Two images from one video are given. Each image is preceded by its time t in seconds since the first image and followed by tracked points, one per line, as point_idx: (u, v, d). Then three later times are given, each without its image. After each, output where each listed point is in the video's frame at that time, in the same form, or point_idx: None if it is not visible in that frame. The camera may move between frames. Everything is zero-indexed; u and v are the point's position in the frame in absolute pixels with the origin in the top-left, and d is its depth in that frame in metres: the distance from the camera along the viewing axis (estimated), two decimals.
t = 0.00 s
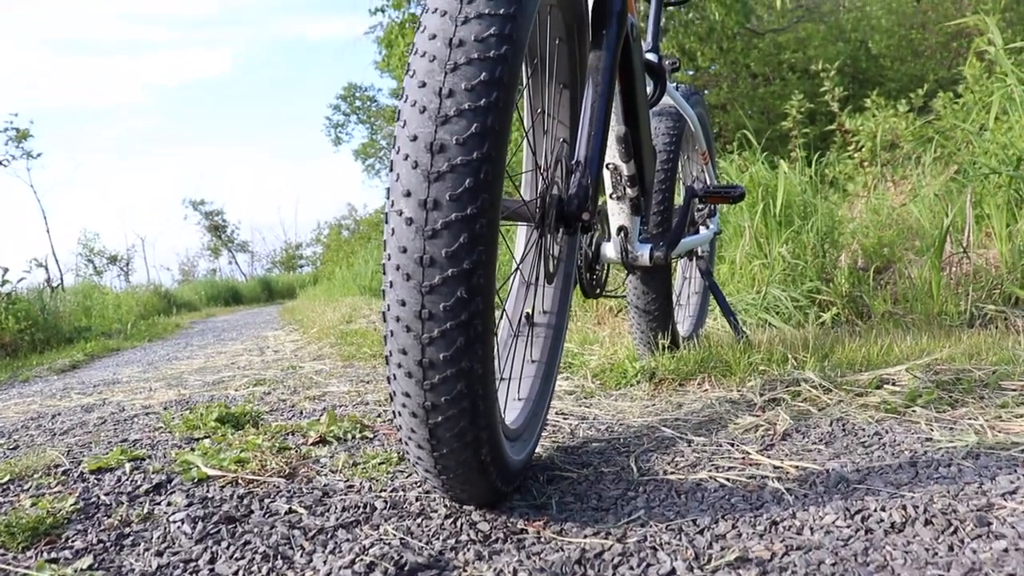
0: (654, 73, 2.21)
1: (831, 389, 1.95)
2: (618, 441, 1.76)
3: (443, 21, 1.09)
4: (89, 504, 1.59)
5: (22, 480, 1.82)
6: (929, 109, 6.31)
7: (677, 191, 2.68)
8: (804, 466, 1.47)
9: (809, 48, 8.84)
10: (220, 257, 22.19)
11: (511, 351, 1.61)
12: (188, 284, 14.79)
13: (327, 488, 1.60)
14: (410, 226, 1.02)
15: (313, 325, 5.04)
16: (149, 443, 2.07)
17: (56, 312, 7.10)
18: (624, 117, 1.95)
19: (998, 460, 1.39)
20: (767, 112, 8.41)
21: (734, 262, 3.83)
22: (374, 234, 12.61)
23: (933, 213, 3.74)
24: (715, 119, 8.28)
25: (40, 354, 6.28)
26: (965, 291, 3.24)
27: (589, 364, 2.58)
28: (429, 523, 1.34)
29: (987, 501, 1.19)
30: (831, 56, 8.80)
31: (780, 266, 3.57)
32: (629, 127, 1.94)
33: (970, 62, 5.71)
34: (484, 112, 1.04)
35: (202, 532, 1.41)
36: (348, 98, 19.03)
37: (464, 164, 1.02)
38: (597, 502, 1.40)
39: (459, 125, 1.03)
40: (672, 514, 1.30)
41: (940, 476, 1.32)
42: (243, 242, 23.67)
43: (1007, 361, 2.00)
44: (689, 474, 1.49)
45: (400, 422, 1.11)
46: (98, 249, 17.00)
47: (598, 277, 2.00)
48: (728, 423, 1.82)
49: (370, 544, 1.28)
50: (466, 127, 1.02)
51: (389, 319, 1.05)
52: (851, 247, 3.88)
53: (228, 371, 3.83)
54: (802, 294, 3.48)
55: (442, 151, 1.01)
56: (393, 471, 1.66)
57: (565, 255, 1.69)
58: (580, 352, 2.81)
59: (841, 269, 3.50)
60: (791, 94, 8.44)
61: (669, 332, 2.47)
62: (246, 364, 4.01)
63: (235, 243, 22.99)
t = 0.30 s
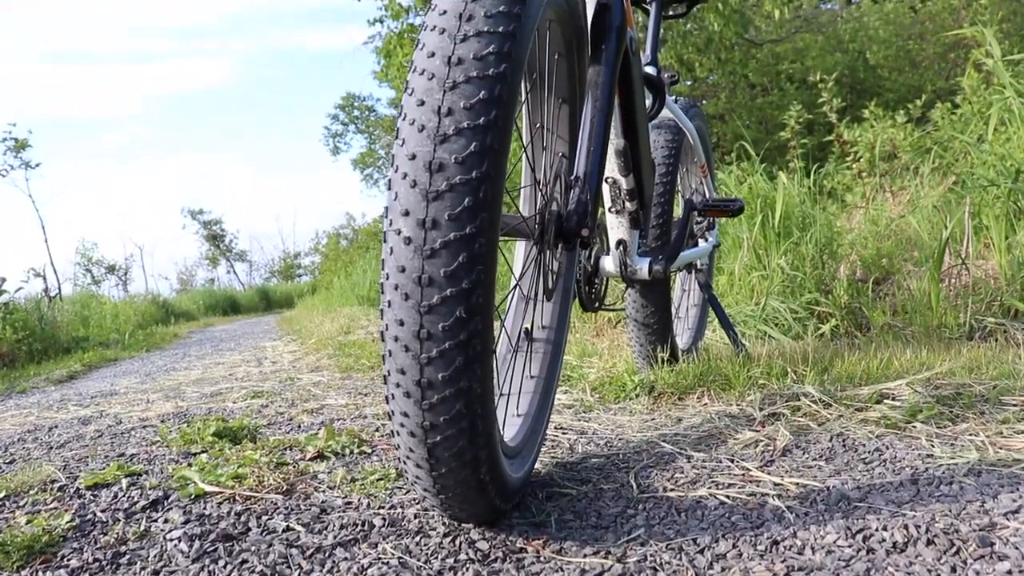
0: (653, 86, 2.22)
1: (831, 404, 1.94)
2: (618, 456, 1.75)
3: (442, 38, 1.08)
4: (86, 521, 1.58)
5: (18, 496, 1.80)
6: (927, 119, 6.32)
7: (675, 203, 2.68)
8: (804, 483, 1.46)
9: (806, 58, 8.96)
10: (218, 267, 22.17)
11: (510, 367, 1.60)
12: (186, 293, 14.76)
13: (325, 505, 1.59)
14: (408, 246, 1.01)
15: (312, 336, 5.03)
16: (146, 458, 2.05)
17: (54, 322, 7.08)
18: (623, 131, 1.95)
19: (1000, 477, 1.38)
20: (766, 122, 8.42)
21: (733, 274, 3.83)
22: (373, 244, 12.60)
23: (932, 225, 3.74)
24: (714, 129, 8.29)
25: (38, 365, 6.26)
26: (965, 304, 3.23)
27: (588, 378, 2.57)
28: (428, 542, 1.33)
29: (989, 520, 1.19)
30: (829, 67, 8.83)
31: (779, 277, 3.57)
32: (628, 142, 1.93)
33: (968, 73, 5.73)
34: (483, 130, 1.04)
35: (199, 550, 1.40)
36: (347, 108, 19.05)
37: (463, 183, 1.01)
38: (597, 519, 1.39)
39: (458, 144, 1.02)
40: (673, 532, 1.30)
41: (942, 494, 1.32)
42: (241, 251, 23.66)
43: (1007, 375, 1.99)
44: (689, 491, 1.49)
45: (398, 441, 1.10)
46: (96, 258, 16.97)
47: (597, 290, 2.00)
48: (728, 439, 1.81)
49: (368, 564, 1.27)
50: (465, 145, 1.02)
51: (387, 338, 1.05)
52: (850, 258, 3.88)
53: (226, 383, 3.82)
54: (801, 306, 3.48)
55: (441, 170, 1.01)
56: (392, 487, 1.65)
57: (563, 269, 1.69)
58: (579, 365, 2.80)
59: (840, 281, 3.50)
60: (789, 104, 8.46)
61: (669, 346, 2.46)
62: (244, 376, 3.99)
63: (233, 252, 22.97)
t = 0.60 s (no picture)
0: (653, 95, 2.22)
1: (831, 413, 1.94)
2: (618, 467, 1.75)
3: (443, 52, 1.07)
4: (85, 533, 1.57)
5: (17, 506, 1.80)
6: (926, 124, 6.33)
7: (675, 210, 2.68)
8: (806, 494, 1.46)
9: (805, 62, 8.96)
10: (217, 270, 22.15)
11: (511, 377, 1.60)
12: (185, 297, 14.75)
13: (326, 516, 1.58)
14: (410, 261, 1.00)
15: (311, 341, 5.02)
16: (145, 467, 2.05)
17: (53, 326, 7.07)
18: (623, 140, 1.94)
19: (1002, 490, 1.38)
20: (764, 126, 8.42)
21: (732, 279, 3.83)
22: (372, 248, 12.59)
23: (932, 231, 3.74)
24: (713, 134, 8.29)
25: (36, 370, 6.25)
26: (966, 310, 3.23)
27: (587, 386, 2.57)
28: (429, 554, 1.33)
29: (993, 535, 1.18)
30: (827, 71, 8.84)
31: (779, 283, 3.56)
32: (628, 151, 1.93)
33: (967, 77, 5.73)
34: (484, 145, 1.03)
35: (199, 563, 1.40)
36: (346, 112, 19.05)
37: (465, 199, 1.00)
38: (598, 532, 1.38)
39: (460, 159, 1.01)
40: (674, 545, 1.29)
41: (945, 507, 1.32)
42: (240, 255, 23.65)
43: (1008, 384, 1.99)
44: (690, 502, 1.48)
45: (399, 456, 1.09)
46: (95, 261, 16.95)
47: (597, 299, 1.99)
48: (729, 449, 1.81)
49: None
50: (466, 160, 1.01)
51: (388, 353, 1.04)
52: (849, 263, 3.88)
53: (225, 389, 3.81)
54: (801, 311, 3.48)
55: (442, 185, 1.00)
56: (392, 498, 1.65)
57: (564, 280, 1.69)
58: (578, 372, 2.80)
59: (840, 287, 3.51)
60: (788, 108, 8.47)
61: (669, 354, 2.46)
62: (243, 382, 3.99)
63: (232, 256, 22.95)
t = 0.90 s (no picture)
0: (657, 108, 2.21)
1: (836, 429, 1.93)
2: (622, 484, 1.74)
3: (447, 72, 1.05)
4: (87, 551, 1.57)
5: (19, 523, 1.79)
6: (928, 133, 6.33)
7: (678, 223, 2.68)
8: (812, 513, 1.46)
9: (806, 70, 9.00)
10: (219, 278, 22.16)
11: (516, 394, 1.59)
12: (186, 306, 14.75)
13: (328, 534, 1.58)
14: (415, 283, 0.99)
15: (313, 352, 5.01)
16: (148, 482, 2.04)
17: (54, 336, 7.07)
18: (627, 154, 1.94)
19: (1010, 509, 1.37)
20: (766, 135, 8.43)
21: (735, 291, 3.82)
22: (373, 257, 12.60)
23: (935, 242, 3.73)
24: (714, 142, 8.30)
25: (38, 380, 6.24)
26: (969, 322, 3.22)
27: (590, 400, 2.56)
28: None
29: (1002, 557, 1.18)
30: (828, 79, 8.86)
31: (782, 295, 3.55)
32: (633, 165, 1.92)
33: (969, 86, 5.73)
34: (489, 165, 1.01)
35: None
36: (347, 120, 19.08)
37: (470, 221, 0.99)
38: (602, 552, 1.37)
39: (465, 180, 0.99)
40: (680, 566, 1.28)
41: (952, 527, 1.31)
42: (241, 263, 23.66)
43: (1013, 400, 1.98)
44: (695, 521, 1.47)
45: (404, 476, 1.08)
46: (96, 270, 16.96)
47: (600, 313, 1.99)
48: (733, 465, 1.80)
49: None
50: (472, 181, 0.99)
51: (393, 375, 1.03)
52: (852, 274, 3.87)
53: (227, 400, 3.80)
54: (803, 323, 3.47)
55: (447, 207, 0.98)
56: (395, 515, 1.64)
57: (567, 296, 1.69)
58: (581, 386, 2.79)
59: (843, 298, 3.50)
60: (789, 117, 8.48)
61: (672, 368, 2.45)
62: (245, 393, 3.98)
63: (233, 264, 22.98)
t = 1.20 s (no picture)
0: (657, 124, 2.21)
1: (838, 446, 1.92)
2: (624, 503, 1.73)
3: (448, 96, 1.05)
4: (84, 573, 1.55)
5: (15, 544, 1.77)
6: (927, 144, 6.33)
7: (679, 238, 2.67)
8: (814, 533, 1.45)
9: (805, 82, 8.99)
10: (218, 289, 22.13)
11: (516, 414, 1.58)
12: (185, 317, 14.72)
13: (328, 555, 1.56)
14: (415, 309, 0.98)
15: (312, 365, 4.99)
16: (145, 501, 2.02)
17: (53, 348, 7.05)
18: (627, 172, 1.94)
19: (1015, 530, 1.36)
20: (765, 146, 8.44)
21: (735, 304, 3.81)
22: (373, 269, 12.59)
23: (935, 254, 3.73)
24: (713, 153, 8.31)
25: (36, 393, 6.21)
26: (970, 336, 3.21)
27: (591, 416, 2.55)
28: None
29: None
30: (827, 91, 8.88)
31: (782, 308, 3.55)
32: (633, 183, 1.91)
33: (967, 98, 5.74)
34: (490, 190, 1.00)
35: None
36: (347, 132, 19.11)
37: (471, 246, 0.98)
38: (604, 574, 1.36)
39: (465, 206, 0.99)
40: None
41: (957, 549, 1.30)
42: (240, 274, 23.65)
43: (1016, 417, 1.97)
44: (698, 542, 1.46)
45: (404, 502, 1.07)
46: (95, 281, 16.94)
47: (599, 329, 1.99)
48: (735, 484, 1.79)
49: None
50: (472, 207, 0.99)
51: (393, 401, 1.02)
52: (852, 286, 3.86)
53: (226, 415, 3.78)
54: (803, 337, 3.46)
55: (448, 233, 0.97)
56: (395, 536, 1.63)
57: (568, 315, 1.69)
58: (581, 401, 2.77)
59: (843, 311, 3.50)
60: (788, 128, 8.50)
61: (672, 384, 2.44)
62: (244, 407, 3.96)
63: (233, 276, 22.97)
